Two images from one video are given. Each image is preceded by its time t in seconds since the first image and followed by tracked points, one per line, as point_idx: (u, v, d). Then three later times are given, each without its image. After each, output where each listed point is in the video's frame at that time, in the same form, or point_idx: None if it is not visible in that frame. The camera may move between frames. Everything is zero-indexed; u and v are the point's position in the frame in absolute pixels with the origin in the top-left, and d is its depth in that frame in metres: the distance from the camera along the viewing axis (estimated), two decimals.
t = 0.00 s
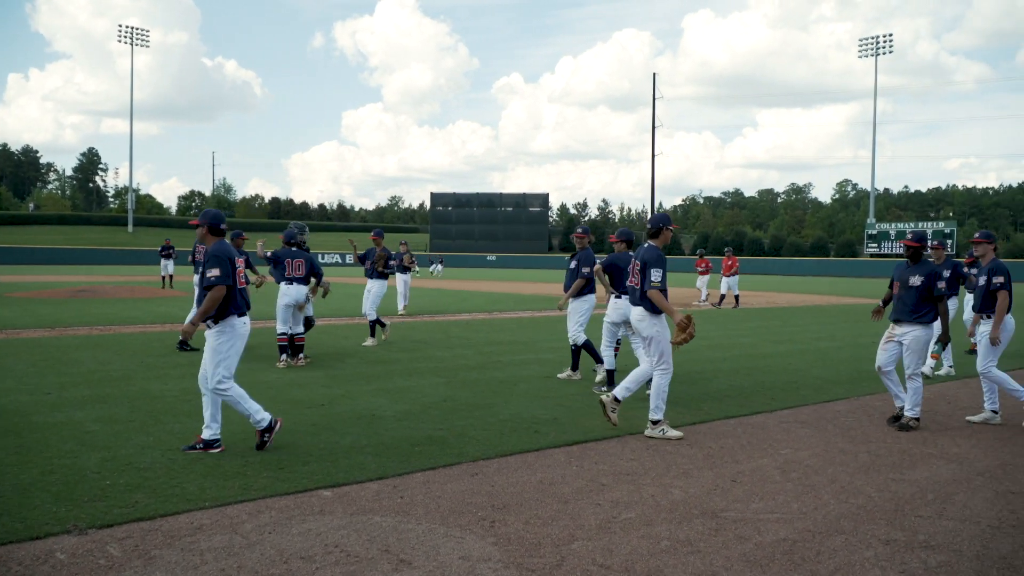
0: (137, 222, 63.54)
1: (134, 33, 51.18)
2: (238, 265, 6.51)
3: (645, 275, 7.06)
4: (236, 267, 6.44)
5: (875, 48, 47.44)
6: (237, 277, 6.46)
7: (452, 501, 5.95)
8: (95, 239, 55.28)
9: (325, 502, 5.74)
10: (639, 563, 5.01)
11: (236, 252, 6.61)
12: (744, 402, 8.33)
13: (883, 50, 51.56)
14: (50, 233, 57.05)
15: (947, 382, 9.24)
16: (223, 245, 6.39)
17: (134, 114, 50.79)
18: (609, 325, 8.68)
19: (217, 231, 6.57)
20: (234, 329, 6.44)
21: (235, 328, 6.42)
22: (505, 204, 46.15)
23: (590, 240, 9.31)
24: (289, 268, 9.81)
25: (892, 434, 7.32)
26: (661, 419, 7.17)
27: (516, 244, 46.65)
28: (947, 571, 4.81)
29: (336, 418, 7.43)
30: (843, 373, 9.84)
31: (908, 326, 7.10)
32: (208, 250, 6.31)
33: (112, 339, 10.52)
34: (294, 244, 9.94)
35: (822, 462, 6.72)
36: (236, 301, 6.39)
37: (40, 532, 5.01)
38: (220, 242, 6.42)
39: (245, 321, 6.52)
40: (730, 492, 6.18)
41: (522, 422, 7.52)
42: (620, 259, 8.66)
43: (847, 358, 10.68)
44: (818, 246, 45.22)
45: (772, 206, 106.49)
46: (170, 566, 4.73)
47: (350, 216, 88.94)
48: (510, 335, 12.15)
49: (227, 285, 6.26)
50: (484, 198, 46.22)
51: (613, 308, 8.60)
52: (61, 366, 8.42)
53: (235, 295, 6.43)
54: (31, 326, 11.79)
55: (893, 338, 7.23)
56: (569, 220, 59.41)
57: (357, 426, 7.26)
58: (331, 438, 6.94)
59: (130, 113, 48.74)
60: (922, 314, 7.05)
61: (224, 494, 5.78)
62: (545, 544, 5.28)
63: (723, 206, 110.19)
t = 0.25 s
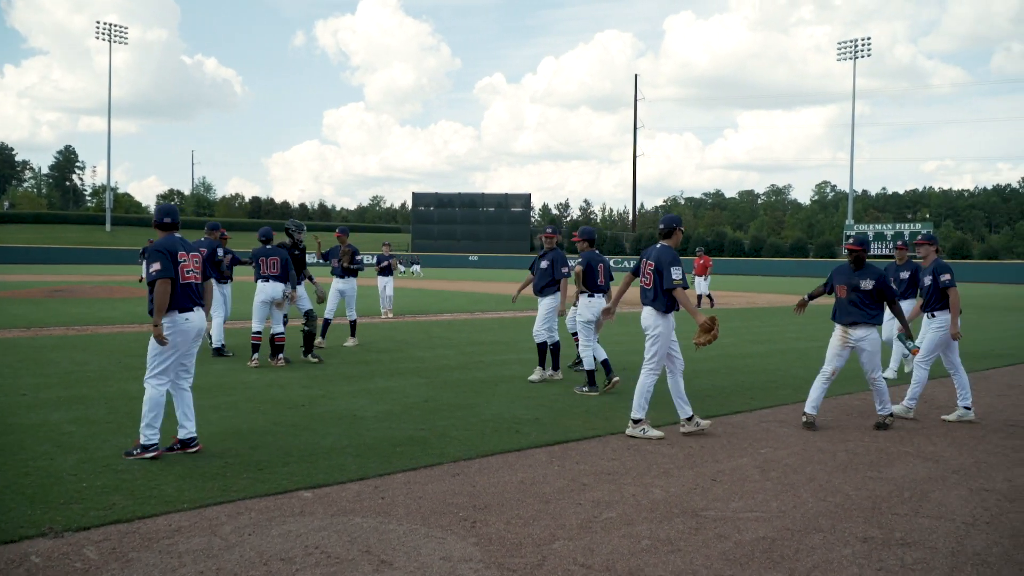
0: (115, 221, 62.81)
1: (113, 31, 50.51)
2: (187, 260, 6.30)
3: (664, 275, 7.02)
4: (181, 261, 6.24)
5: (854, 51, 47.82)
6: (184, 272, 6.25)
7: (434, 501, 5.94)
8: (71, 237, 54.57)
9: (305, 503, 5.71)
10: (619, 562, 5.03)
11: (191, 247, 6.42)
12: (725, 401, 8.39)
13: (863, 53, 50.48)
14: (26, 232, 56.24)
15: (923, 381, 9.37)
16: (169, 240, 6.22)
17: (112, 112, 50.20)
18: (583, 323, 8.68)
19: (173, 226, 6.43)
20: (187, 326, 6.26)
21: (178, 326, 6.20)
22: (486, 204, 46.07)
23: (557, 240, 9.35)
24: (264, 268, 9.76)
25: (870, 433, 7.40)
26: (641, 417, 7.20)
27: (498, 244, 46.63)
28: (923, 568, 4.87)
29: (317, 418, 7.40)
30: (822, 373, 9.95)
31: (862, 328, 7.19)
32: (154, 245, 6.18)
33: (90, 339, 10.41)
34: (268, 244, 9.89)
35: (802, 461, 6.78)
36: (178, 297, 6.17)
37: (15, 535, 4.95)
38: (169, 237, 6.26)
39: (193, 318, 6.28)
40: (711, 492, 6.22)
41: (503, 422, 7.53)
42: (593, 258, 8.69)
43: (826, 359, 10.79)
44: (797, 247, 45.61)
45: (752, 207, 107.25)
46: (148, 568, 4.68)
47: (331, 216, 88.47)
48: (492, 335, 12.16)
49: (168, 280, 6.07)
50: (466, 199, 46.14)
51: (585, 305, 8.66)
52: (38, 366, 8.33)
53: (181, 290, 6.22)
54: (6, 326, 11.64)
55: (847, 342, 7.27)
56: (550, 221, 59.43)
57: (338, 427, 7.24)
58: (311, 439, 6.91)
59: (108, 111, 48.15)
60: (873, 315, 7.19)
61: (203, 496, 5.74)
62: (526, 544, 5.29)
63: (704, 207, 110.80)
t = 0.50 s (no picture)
0: (91, 220, 61.93)
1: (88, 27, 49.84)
2: (135, 261, 6.21)
3: (682, 279, 7.01)
4: (126, 262, 6.14)
5: (831, 54, 48.14)
6: (128, 273, 6.14)
7: (412, 502, 5.92)
8: (45, 237, 53.69)
9: (283, 505, 5.67)
10: (599, 561, 5.05)
11: (144, 248, 6.31)
12: (703, 401, 8.45)
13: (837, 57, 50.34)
14: None
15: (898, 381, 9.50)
16: (116, 240, 6.16)
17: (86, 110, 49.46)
18: (553, 324, 8.71)
19: (132, 226, 6.37)
20: (134, 327, 6.14)
21: (126, 328, 6.09)
22: (467, 204, 45.92)
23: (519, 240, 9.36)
24: (236, 269, 9.74)
25: (846, 432, 7.49)
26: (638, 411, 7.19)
27: (478, 245, 46.57)
28: (898, 565, 4.93)
29: (296, 419, 7.36)
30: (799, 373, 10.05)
31: (819, 324, 7.33)
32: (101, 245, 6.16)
33: (64, 340, 10.27)
34: (241, 244, 9.85)
35: (779, 460, 6.84)
36: (119, 298, 6.07)
37: None
38: (118, 237, 6.20)
39: (141, 319, 6.15)
40: (689, 491, 6.26)
41: (483, 422, 7.53)
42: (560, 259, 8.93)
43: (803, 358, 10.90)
44: (775, 248, 45.94)
45: (732, 209, 107.90)
46: (123, 571, 4.63)
47: (310, 216, 87.90)
48: (471, 335, 12.15)
49: (103, 281, 5.99)
50: (446, 199, 46.02)
51: (554, 305, 8.71)
52: (12, 367, 8.21)
53: (123, 292, 6.11)
54: None
55: (806, 341, 7.34)
56: (531, 221, 59.44)
57: (317, 427, 7.21)
58: (290, 439, 6.87)
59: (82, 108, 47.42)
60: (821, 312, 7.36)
61: (179, 498, 5.69)
62: (506, 544, 5.29)
63: (684, 207, 111.34)
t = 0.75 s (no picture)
0: (63, 217, 60.97)
1: (61, 22, 49.06)
2: (96, 260, 6.13)
3: (690, 279, 7.11)
4: (86, 260, 6.08)
5: (809, 56, 48.38)
6: (88, 271, 6.07)
7: (390, 503, 5.91)
8: (16, 236, 52.64)
9: (259, 506, 5.63)
10: (576, 561, 5.07)
11: (110, 247, 6.23)
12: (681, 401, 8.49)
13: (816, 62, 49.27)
14: None
15: (873, 380, 9.62)
16: (79, 239, 6.14)
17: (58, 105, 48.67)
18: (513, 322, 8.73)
19: (103, 226, 6.32)
20: (95, 327, 6.05)
21: (89, 328, 6.02)
22: (446, 204, 45.66)
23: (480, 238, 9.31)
24: (211, 268, 9.62)
25: (820, 432, 7.58)
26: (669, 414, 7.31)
27: (457, 244, 46.45)
28: (871, 562, 4.99)
29: (273, 420, 7.31)
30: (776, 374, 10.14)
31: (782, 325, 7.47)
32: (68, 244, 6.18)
33: (36, 340, 10.12)
34: (217, 244, 9.75)
35: (755, 459, 6.91)
36: (76, 295, 6.01)
37: None
38: (83, 236, 6.18)
39: (100, 318, 6.05)
40: (666, 490, 6.30)
41: (461, 422, 7.53)
42: (527, 259, 8.83)
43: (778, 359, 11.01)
44: (752, 249, 46.31)
45: (710, 209, 108.36)
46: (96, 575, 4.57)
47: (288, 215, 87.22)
48: (449, 335, 12.14)
49: (58, 278, 5.97)
50: (425, 198, 45.86)
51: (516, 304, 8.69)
52: None
53: (83, 290, 6.05)
54: None
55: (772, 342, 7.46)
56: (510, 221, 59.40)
57: (294, 428, 7.17)
58: (267, 440, 6.83)
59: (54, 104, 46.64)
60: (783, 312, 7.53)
61: (153, 500, 5.63)
62: (484, 544, 5.29)
63: (663, 208, 111.82)
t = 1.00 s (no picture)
0: (36, 216, 60.06)
1: (32, 19, 48.35)
2: (72, 260, 6.07)
3: (684, 282, 7.09)
4: (61, 260, 6.04)
5: (783, 59, 48.85)
6: (63, 271, 6.02)
7: (367, 504, 5.89)
8: None
9: (235, 508, 5.59)
10: (554, 561, 5.08)
11: (89, 249, 6.16)
12: (659, 401, 8.54)
13: (791, 61, 50.05)
14: None
15: (847, 380, 9.73)
16: (60, 239, 6.12)
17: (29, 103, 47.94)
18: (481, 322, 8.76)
19: (89, 229, 6.28)
20: (65, 326, 5.98)
21: (59, 327, 5.95)
22: (423, 204, 45.50)
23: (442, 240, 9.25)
24: (193, 269, 9.52)
25: (795, 431, 7.65)
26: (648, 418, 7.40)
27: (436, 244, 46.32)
28: (845, 560, 5.05)
29: (249, 421, 7.27)
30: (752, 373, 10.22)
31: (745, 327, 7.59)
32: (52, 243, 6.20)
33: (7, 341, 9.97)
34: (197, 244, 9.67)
35: (731, 458, 6.96)
36: (48, 294, 5.98)
37: None
38: (65, 236, 6.16)
39: (69, 319, 5.97)
40: (643, 489, 6.33)
41: (439, 423, 7.53)
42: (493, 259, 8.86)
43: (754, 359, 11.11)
44: (729, 250, 46.66)
45: (689, 210, 108.91)
46: None
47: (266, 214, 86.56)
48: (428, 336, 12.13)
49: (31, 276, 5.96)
50: (403, 198, 45.69)
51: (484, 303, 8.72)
52: None
53: (55, 290, 6.01)
54: None
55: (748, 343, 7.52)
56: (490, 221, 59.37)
57: (271, 429, 7.13)
58: (243, 441, 6.78)
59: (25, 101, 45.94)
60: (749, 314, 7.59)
61: (127, 502, 5.57)
62: (461, 544, 5.29)
63: (642, 208, 112.18)
